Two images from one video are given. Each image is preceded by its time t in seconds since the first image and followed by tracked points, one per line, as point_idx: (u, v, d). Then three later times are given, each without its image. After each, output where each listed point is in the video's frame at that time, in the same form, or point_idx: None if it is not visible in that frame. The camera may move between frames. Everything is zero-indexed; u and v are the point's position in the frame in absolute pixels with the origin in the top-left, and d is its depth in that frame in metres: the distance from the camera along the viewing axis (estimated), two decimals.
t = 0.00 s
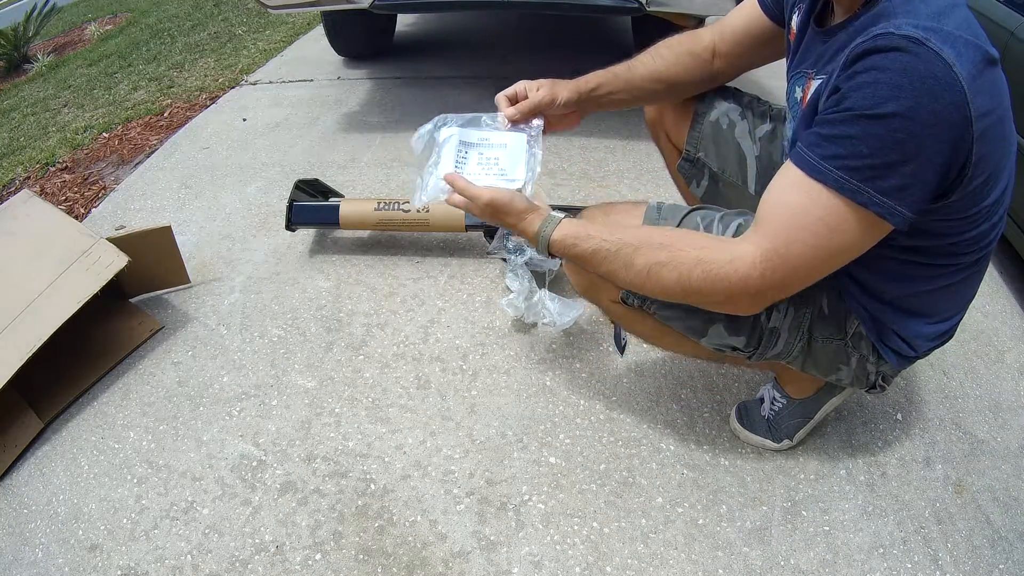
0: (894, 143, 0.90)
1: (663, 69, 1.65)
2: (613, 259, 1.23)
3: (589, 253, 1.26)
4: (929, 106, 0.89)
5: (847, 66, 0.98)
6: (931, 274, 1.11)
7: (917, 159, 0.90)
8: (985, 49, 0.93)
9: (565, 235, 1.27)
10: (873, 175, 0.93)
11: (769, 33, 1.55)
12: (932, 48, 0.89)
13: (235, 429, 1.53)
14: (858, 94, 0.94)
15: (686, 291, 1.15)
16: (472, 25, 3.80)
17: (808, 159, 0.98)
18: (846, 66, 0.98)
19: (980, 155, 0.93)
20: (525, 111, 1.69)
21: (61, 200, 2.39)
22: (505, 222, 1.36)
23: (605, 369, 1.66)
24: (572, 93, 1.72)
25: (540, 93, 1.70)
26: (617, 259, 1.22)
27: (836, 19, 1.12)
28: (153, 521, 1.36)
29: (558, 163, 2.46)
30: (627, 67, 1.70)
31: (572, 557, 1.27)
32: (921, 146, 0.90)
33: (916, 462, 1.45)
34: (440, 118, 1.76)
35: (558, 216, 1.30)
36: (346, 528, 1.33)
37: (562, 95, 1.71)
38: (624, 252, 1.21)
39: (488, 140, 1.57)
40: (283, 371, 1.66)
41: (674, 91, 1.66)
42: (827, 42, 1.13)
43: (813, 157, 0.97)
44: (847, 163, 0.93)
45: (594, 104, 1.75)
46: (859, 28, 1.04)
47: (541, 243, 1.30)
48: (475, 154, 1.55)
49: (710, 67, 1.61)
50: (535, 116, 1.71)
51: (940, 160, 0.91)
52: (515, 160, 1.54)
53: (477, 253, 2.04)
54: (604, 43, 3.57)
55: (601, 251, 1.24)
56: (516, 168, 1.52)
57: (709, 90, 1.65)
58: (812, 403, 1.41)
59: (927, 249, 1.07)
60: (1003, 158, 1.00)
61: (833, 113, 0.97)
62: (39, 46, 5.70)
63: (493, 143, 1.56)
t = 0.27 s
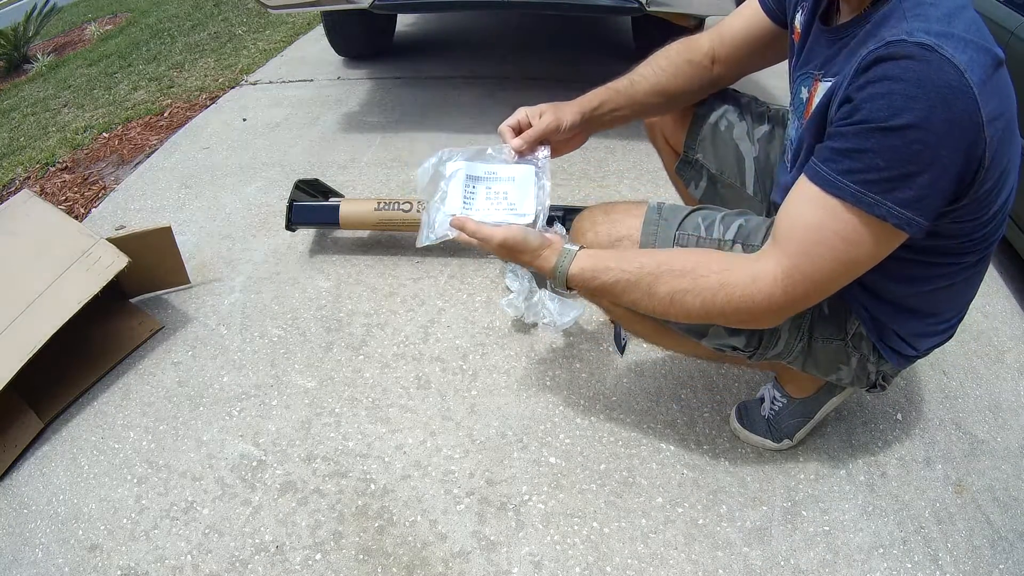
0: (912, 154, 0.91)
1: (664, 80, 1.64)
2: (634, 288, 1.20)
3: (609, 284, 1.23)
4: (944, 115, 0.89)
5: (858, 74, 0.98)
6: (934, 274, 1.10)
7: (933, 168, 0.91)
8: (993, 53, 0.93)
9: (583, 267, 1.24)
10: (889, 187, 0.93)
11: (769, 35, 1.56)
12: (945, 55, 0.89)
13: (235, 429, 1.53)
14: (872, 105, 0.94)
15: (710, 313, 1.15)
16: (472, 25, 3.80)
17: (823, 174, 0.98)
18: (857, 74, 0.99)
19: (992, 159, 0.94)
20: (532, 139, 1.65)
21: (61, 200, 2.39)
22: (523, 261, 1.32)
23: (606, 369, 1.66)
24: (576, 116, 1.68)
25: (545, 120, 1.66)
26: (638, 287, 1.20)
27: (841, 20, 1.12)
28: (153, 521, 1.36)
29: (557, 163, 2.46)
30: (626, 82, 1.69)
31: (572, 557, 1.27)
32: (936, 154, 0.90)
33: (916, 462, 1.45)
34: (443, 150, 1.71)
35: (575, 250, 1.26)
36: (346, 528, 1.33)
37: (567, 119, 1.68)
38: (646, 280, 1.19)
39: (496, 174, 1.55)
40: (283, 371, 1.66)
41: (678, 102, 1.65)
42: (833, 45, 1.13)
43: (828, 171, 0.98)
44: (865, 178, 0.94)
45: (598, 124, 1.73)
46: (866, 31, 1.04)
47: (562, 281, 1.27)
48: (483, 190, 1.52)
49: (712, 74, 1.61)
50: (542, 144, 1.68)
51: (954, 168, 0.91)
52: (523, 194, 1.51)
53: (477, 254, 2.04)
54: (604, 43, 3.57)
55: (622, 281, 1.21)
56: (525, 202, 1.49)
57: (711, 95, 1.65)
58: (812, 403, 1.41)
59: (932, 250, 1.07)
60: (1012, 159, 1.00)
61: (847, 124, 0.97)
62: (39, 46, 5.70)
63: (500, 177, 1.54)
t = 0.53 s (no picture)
0: (917, 161, 0.91)
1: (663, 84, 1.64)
2: (635, 294, 1.20)
3: (609, 289, 1.23)
4: (950, 121, 0.89)
5: (863, 79, 0.98)
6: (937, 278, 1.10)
7: (939, 175, 0.91)
8: (998, 58, 0.93)
9: (584, 272, 1.24)
10: (895, 194, 0.93)
11: (770, 36, 1.55)
12: (950, 61, 0.89)
13: (235, 429, 1.53)
14: (877, 112, 0.94)
15: (711, 319, 1.15)
16: (473, 25, 3.80)
17: (828, 182, 0.98)
18: (861, 79, 0.99)
19: (997, 164, 0.94)
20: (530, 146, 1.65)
21: (61, 200, 2.39)
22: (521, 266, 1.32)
23: (605, 369, 1.66)
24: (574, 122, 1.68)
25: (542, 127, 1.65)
26: (639, 293, 1.20)
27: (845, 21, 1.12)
28: (153, 521, 1.36)
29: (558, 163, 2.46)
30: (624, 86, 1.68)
31: (572, 557, 1.27)
32: (942, 161, 0.90)
33: (916, 462, 1.45)
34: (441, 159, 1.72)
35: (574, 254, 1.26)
36: (346, 527, 1.33)
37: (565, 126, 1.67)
38: (647, 285, 1.19)
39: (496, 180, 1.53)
40: (283, 371, 1.66)
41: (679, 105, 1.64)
42: (836, 48, 1.13)
43: (833, 179, 0.97)
44: (870, 185, 0.94)
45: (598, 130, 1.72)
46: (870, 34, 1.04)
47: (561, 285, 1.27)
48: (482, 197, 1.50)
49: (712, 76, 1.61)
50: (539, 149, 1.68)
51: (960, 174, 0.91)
52: (521, 200, 1.50)
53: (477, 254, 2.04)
54: (604, 43, 3.57)
55: (623, 286, 1.21)
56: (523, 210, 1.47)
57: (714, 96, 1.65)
58: (812, 403, 1.41)
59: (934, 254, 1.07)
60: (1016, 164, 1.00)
61: (852, 131, 0.97)
62: (39, 46, 5.70)
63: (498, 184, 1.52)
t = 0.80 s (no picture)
0: (919, 175, 0.91)
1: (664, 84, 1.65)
2: (640, 298, 1.20)
3: (614, 292, 1.22)
4: (951, 135, 0.89)
5: (865, 91, 0.98)
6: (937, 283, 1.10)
7: (941, 188, 0.91)
8: (999, 68, 0.94)
9: (590, 268, 1.23)
10: (897, 208, 0.94)
11: (774, 38, 1.54)
12: (952, 73, 0.89)
13: (235, 429, 1.53)
14: (878, 127, 0.94)
15: (715, 325, 1.15)
16: (473, 25, 3.80)
17: (831, 195, 0.99)
18: (864, 91, 0.99)
19: (998, 174, 0.94)
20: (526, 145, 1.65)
21: (61, 200, 2.39)
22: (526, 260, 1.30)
23: (605, 369, 1.66)
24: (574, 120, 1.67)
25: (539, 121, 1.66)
26: (644, 296, 1.19)
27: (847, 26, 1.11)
28: (153, 521, 1.36)
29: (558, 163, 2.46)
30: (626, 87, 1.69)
31: (572, 557, 1.27)
32: (944, 174, 0.91)
33: (916, 462, 1.45)
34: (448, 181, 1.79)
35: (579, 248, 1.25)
36: (346, 527, 1.33)
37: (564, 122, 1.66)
38: (653, 288, 1.18)
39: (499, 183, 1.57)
40: (283, 371, 1.66)
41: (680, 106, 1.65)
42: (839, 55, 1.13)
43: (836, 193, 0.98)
44: (873, 203, 0.95)
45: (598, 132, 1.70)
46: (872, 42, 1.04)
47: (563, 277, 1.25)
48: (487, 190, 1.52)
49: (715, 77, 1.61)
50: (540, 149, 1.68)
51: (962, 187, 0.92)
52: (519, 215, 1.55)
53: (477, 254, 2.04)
54: (604, 43, 3.57)
55: (629, 287, 1.20)
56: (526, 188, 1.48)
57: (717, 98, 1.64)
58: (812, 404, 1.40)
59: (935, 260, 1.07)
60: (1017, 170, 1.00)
61: (854, 144, 0.97)
62: (39, 46, 5.70)
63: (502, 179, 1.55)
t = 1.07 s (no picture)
0: (924, 199, 0.92)
1: (668, 90, 1.62)
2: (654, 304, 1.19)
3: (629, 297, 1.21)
4: (954, 155, 0.90)
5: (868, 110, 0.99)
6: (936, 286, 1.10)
7: (944, 208, 0.92)
8: (999, 84, 0.95)
9: (613, 273, 1.21)
10: (902, 229, 0.94)
11: (778, 47, 1.51)
12: (954, 93, 0.90)
13: (235, 429, 1.53)
14: (882, 151, 0.95)
15: (727, 334, 1.15)
16: (473, 25, 3.81)
17: (837, 216, 1.00)
18: (867, 110, 1.00)
19: (1001, 186, 0.95)
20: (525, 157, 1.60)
21: (61, 200, 2.39)
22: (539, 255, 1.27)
23: (605, 370, 1.66)
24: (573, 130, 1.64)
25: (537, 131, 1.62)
26: (663, 302, 1.19)
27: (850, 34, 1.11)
28: (153, 521, 1.36)
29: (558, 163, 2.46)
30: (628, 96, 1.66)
31: (572, 557, 1.27)
32: (948, 194, 0.92)
33: (916, 462, 1.45)
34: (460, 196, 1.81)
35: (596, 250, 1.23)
36: (346, 527, 1.33)
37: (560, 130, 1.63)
38: (671, 295, 1.17)
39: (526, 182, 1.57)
40: (283, 371, 1.66)
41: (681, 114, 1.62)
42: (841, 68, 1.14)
43: (842, 214, 0.99)
44: (878, 223, 0.95)
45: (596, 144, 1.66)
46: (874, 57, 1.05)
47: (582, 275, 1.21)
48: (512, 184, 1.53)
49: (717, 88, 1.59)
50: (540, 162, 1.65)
51: (965, 205, 0.93)
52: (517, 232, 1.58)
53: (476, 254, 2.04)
54: (604, 43, 3.58)
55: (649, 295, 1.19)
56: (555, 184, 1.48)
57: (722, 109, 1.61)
58: (811, 403, 1.40)
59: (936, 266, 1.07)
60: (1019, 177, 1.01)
61: (858, 165, 0.98)
62: (39, 46, 5.70)
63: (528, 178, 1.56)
